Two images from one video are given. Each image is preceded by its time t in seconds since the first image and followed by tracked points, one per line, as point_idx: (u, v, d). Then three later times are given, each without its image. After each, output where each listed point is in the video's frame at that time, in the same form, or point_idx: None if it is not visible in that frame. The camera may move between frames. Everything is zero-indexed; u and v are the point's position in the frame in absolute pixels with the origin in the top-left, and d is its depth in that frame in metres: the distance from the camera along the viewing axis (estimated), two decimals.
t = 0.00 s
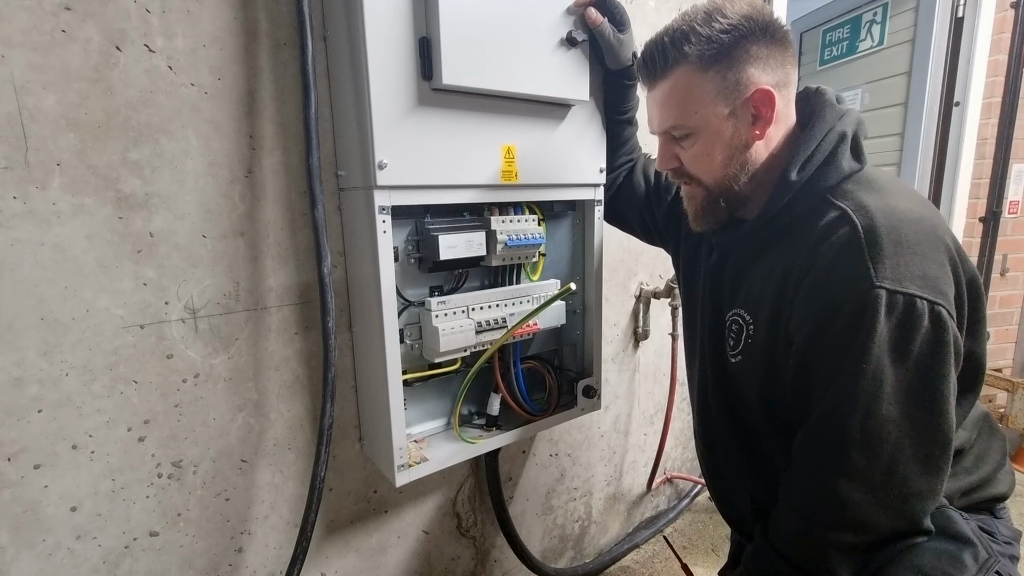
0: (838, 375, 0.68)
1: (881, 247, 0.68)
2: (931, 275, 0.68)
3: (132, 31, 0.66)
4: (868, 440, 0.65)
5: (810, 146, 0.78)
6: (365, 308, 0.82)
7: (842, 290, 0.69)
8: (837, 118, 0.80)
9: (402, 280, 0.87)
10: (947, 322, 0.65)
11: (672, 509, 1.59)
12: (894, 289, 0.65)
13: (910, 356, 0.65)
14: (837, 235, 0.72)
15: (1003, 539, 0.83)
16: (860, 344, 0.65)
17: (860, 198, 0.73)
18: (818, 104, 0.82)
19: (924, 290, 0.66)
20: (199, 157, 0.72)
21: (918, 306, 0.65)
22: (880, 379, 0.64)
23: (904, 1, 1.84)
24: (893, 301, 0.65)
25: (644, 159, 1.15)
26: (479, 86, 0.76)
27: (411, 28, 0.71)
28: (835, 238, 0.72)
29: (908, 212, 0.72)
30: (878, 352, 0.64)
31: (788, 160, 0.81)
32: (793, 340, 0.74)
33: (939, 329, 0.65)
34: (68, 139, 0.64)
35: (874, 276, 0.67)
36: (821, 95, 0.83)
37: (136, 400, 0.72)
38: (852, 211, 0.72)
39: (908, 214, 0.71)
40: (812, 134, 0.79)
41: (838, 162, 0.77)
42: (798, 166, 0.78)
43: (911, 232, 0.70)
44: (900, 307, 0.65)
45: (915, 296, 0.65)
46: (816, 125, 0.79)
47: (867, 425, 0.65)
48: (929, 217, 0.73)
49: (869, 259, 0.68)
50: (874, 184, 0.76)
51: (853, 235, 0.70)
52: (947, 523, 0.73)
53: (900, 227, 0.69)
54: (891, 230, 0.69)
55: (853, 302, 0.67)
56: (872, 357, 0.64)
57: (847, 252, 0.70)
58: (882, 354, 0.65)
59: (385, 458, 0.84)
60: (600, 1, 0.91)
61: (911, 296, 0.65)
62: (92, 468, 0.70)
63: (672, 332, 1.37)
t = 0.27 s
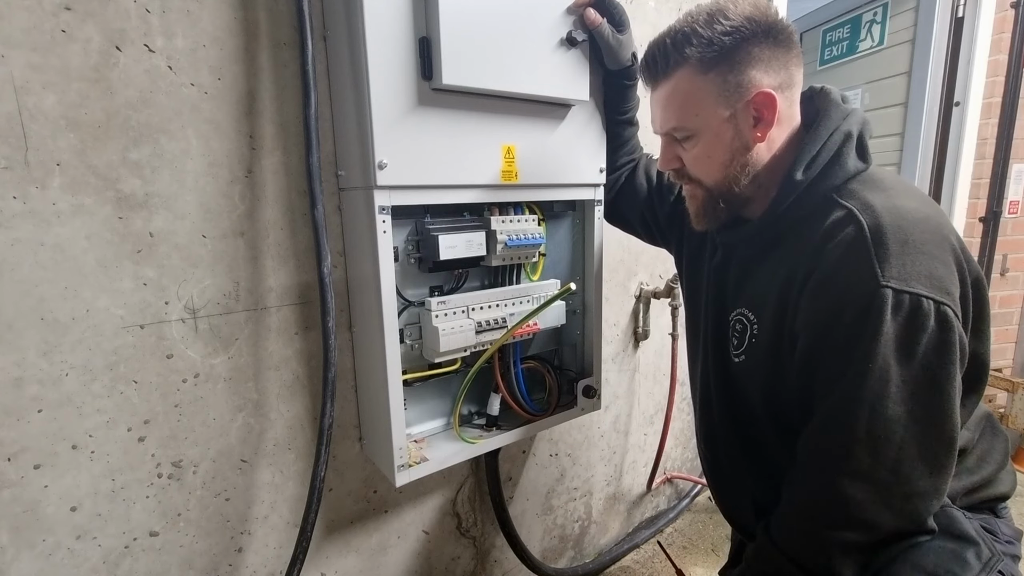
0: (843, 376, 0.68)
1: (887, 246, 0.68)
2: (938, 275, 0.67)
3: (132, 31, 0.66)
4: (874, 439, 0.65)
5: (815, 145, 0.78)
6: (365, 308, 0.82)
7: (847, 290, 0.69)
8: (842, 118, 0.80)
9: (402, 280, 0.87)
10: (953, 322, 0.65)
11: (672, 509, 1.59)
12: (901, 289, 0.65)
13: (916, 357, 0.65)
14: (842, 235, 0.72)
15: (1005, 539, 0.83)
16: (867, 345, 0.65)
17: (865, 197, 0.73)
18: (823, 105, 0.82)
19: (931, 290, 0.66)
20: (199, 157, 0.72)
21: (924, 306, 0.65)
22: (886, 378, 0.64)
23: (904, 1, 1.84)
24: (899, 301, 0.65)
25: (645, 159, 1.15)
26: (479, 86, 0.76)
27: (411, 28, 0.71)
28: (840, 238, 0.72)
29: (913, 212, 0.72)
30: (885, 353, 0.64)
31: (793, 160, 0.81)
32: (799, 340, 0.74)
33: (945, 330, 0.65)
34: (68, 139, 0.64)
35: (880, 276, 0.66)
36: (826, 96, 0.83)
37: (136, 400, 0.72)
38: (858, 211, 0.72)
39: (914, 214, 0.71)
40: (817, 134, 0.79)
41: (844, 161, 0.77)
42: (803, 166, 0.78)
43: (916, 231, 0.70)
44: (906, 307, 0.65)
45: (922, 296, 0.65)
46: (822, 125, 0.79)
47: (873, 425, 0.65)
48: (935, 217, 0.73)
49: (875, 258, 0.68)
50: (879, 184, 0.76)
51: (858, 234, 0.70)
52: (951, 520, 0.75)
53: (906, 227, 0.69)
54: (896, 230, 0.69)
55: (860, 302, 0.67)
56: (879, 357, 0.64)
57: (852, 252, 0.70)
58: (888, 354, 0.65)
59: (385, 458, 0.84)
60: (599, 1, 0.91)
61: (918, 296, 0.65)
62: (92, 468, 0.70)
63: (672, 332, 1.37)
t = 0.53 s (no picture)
0: (848, 376, 0.68)
1: (891, 246, 0.68)
2: (942, 275, 0.68)
3: (132, 31, 0.66)
4: (879, 439, 0.65)
5: (819, 145, 0.78)
6: (365, 308, 0.82)
7: (850, 290, 0.69)
8: (846, 118, 0.80)
9: (402, 280, 0.87)
10: (957, 323, 0.66)
11: (671, 509, 1.59)
12: (905, 289, 0.65)
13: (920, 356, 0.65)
14: (846, 235, 0.72)
15: (1005, 538, 0.83)
16: (872, 344, 0.65)
17: (868, 198, 0.73)
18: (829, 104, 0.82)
19: (935, 291, 0.66)
20: (199, 157, 0.72)
21: (929, 306, 0.65)
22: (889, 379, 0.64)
23: (904, 1, 1.84)
24: (904, 301, 0.65)
25: (646, 159, 1.15)
26: (479, 87, 0.76)
27: (411, 27, 0.71)
28: (844, 238, 0.72)
29: (917, 212, 0.72)
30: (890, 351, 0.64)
31: (798, 161, 0.81)
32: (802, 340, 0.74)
33: (949, 330, 0.65)
34: (68, 139, 0.64)
35: (884, 276, 0.66)
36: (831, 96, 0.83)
37: (136, 400, 0.72)
38: (862, 211, 0.72)
39: (917, 214, 0.71)
40: (820, 134, 0.79)
41: (847, 162, 0.77)
42: (807, 167, 0.78)
43: (921, 231, 0.70)
44: (911, 307, 0.65)
45: (926, 296, 0.65)
46: (826, 125, 0.79)
47: (877, 425, 0.65)
48: (940, 219, 0.73)
49: (879, 258, 0.68)
50: (883, 184, 0.76)
51: (862, 235, 0.70)
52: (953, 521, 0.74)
53: (910, 228, 0.69)
54: (900, 230, 0.69)
55: (863, 302, 0.67)
56: (884, 356, 0.64)
57: (857, 252, 0.70)
58: (892, 355, 0.64)
59: (385, 458, 0.84)
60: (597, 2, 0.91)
61: (923, 296, 0.65)
62: (92, 468, 0.70)
63: (672, 332, 1.37)
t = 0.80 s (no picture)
0: (864, 379, 0.67)
1: (898, 247, 0.68)
2: (950, 275, 0.68)
3: (132, 31, 0.66)
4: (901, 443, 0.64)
5: (821, 146, 0.78)
6: (365, 308, 0.82)
7: (863, 292, 0.68)
8: (846, 119, 0.80)
9: (402, 280, 0.87)
10: (968, 321, 0.66)
11: (672, 509, 1.59)
12: (916, 290, 0.65)
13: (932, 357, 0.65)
14: (853, 236, 0.72)
15: (1008, 539, 0.83)
16: (889, 345, 0.65)
17: (871, 199, 0.74)
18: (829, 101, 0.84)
19: (944, 289, 0.66)
20: (199, 157, 0.72)
21: (940, 307, 0.65)
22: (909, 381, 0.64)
23: (904, 1, 1.84)
24: (915, 301, 0.65)
25: (646, 159, 1.15)
26: (480, 87, 0.76)
27: (411, 27, 0.71)
28: (850, 239, 0.72)
29: (920, 214, 0.72)
30: (909, 353, 0.64)
31: (800, 161, 0.81)
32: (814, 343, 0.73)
33: (961, 329, 0.66)
34: (68, 139, 0.64)
35: (894, 277, 0.66)
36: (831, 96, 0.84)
37: (136, 400, 0.72)
38: (866, 213, 0.72)
39: (919, 216, 0.72)
40: (822, 135, 0.79)
41: (849, 163, 0.77)
42: (809, 167, 0.78)
43: (925, 233, 0.70)
44: (922, 306, 0.65)
45: (936, 295, 0.65)
46: (828, 125, 0.79)
47: (896, 428, 0.64)
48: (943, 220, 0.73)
49: (890, 260, 0.68)
50: (884, 184, 0.77)
51: (867, 236, 0.70)
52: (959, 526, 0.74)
53: (915, 229, 0.70)
54: (905, 231, 0.69)
55: (874, 303, 0.67)
56: (903, 358, 0.64)
57: (865, 254, 0.70)
58: (911, 356, 0.64)
59: (385, 458, 0.84)
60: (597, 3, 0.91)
61: (933, 297, 0.65)
62: (92, 468, 0.70)
63: (672, 332, 1.37)
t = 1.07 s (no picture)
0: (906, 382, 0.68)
1: (919, 243, 0.70)
2: (974, 270, 0.69)
3: (132, 31, 0.66)
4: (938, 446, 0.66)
5: (826, 144, 0.80)
6: (365, 308, 0.82)
7: (892, 296, 0.70)
8: (851, 118, 0.82)
9: (402, 281, 0.87)
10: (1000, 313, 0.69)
11: (672, 509, 1.59)
12: (946, 286, 0.67)
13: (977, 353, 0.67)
14: (870, 235, 0.74)
15: (1005, 540, 0.84)
16: (936, 351, 0.66)
17: (879, 197, 0.77)
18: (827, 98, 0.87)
19: (972, 285, 0.68)
20: (199, 157, 0.72)
21: (972, 303, 0.67)
22: (957, 378, 0.65)
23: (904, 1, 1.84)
24: (947, 298, 0.67)
25: (646, 159, 1.15)
26: (480, 86, 0.76)
27: (411, 27, 0.71)
28: (867, 238, 0.74)
29: (933, 212, 0.75)
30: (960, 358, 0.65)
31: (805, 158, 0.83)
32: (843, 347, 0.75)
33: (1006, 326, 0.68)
34: (68, 139, 0.64)
35: (921, 274, 0.68)
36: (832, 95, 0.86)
37: (135, 400, 0.72)
38: (876, 211, 0.75)
39: (932, 216, 0.74)
40: (827, 133, 0.81)
41: (855, 161, 0.79)
42: (814, 165, 0.81)
43: (942, 230, 0.72)
44: (954, 304, 0.67)
45: (965, 292, 0.67)
46: (832, 124, 0.82)
47: (930, 430, 0.66)
48: (953, 216, 0.76)
49: (916, 257, 0.69)
50: (890, 183, 0.79)
51: (889, 237, 0.72)
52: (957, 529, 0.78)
53: (932, 225, 0.72)
54: (923, 228, 0.72)
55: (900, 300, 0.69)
56: (951, 363, 0.65)
57: (888, 252, 0.72)
58: (965, 354, 0.65)
59: (385, 458, 0.84)
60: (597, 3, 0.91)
61: (964, 293, 0.67)
62: (92, 468, 0.70)
63: (672, 332, 1.37)
